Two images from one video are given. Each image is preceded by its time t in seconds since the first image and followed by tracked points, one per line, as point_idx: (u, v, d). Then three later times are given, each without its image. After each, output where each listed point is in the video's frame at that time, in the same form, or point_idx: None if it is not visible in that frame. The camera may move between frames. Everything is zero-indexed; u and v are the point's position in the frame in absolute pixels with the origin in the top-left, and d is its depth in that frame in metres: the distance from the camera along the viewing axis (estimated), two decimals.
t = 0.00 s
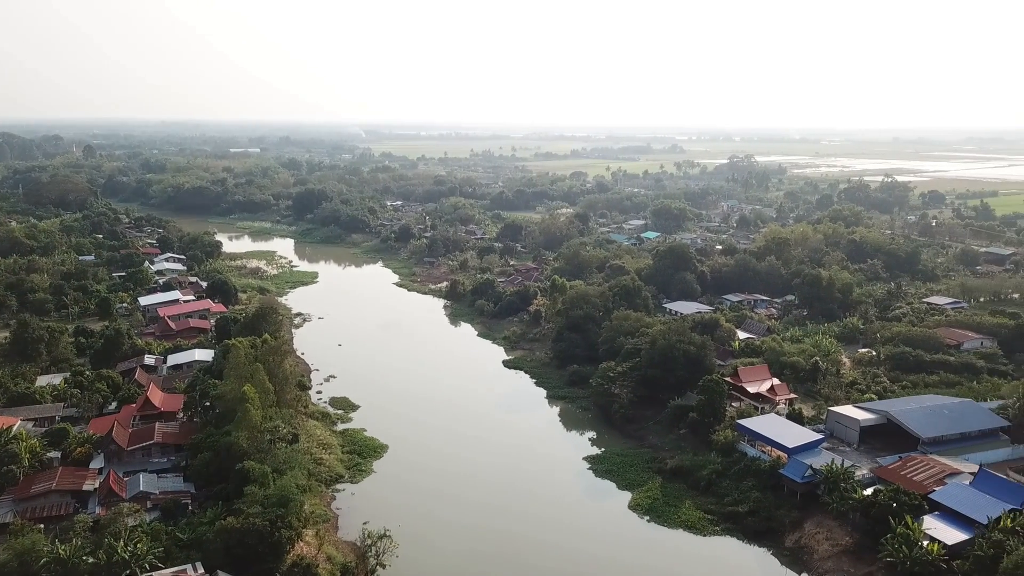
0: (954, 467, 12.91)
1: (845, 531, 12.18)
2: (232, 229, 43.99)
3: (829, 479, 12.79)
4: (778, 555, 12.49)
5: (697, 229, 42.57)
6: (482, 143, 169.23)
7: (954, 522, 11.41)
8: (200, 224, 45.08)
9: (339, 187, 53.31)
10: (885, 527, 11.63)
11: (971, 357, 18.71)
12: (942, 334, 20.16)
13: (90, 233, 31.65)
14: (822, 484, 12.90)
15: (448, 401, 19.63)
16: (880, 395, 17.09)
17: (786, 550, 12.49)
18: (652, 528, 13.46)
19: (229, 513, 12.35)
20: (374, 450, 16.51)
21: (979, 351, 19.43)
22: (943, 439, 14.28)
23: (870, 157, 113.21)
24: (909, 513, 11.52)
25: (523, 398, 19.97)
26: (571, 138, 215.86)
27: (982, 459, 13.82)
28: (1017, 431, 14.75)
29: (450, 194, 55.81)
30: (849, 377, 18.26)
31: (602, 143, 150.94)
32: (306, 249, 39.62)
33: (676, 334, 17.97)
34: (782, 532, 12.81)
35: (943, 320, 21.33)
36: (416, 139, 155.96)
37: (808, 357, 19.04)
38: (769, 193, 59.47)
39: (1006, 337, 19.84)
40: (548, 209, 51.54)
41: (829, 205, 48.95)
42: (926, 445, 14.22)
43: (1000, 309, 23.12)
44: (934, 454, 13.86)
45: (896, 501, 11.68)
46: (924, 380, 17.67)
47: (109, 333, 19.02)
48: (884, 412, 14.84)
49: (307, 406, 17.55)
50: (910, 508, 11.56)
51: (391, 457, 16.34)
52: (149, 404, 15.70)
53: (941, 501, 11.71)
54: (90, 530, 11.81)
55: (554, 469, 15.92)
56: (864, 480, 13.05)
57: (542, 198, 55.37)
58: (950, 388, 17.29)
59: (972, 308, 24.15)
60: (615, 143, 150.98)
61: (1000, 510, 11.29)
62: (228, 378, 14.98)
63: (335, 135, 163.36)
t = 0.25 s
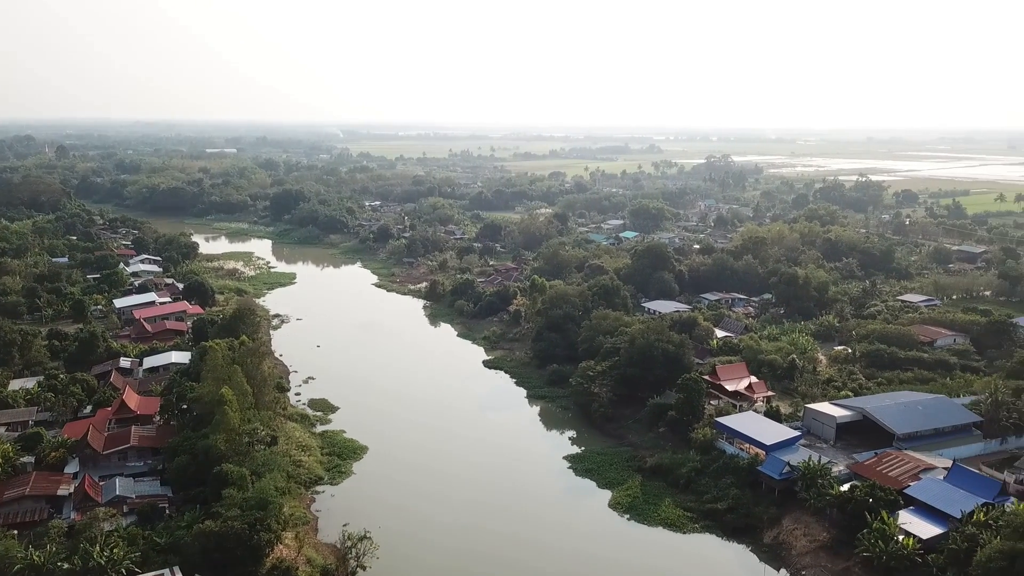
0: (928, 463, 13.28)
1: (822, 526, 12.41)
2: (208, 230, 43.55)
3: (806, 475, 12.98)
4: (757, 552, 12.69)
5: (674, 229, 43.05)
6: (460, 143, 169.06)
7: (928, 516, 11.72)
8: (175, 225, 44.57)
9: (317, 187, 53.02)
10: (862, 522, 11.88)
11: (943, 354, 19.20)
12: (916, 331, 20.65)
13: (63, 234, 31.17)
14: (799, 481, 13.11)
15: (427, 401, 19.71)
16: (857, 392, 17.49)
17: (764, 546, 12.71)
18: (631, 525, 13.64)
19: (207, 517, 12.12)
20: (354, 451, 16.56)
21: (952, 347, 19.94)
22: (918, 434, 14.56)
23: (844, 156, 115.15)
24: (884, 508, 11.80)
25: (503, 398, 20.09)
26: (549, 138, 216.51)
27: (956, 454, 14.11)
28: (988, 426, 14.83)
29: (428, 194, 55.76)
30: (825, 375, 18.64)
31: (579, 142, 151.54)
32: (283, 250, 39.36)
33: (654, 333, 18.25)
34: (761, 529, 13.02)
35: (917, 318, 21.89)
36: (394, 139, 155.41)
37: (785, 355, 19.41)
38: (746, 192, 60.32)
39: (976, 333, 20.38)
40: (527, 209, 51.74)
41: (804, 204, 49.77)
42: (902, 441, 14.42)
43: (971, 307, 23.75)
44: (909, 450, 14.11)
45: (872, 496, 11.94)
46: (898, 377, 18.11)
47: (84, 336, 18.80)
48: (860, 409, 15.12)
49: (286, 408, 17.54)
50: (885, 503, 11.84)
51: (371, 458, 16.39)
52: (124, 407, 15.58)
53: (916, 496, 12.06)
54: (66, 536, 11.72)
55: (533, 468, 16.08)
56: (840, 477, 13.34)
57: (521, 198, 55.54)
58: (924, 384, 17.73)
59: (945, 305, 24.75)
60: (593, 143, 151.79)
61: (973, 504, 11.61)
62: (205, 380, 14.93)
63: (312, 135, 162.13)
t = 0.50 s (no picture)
0: (903, 458, 13.48)
1: (799, 522, 12.67)
2: (183, 231, 43.06)
3: (784, 471, 13.19)
4: (736, 548, 12.87)
5: (653, 228, 43.51)
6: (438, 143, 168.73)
7: (904, 512, 11.99)
8: (150, 226, 43.98)
9: (295, 188, 52.67)
10: (839, 518, 12.17)
11: (917, 351, 19.69)
12: (891, 329, 21.13)
13: (34, 236, 30.65)
14: (777, 477, 13.32)
15: (407, 402, 19.77)
16: (832, 389, 17.88)
17: (743, 543, 12.89)
18: (611, 524, 13.76)
19: (184, 521, 12.12)
20: (333, 453, 16.56)
21: (925, 345, 20.45)
22: (893, 430, 14.95)
23: (818, 156, 117.15)
24: (860, 504, 12.15)
25: (482, 399, 20.19)
26: (528, 137, 217.06)
27: (929, 450, 14.48)
28: (962, 422, 15.22)
29: (407, 194, 55.67)
30: (801, 373, 19.01)
31: (557, 142, 152.17)
32: (261, 251, 39.06)
33: (633, 332, 18.48)
34: (739, 526, 13.21)
35: (891, 316, 22.42)
36: (372, 139, 154.67)
37: (762, 354, 19.76)
38: (723, 192, 61.11)
39: (949, 331, 20.91)
40: (506, 209, 51.92)
41: (780, 204, 50.59)
42: (877, 436, 14.85)
43: (943, 304, 24.37)
44: (884, 446, 14.50)
45: (849, 492, 12.27)
46: (873, 374, 18.55)
47: (57, 339, 18.55)
48: (837, 406, 15.49)
49: (264, 410, 17.49)
50: (861, 499, 12.21)
51: (350, 460, 16.41)
52: (99, 411, 15.43)
53: (891, 492, 12.31)
54: (40, 542, 11.61)
55: (512, 467, 16.22)
56: (818, 473, 13.54)
57: (500, 198, 55.71)
58: (898, 381, 18.17)
59: (918, 303, 25.35)
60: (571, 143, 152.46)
61: (946, 499, 11.88)
62: (182, 383, 14.85)
63: (289, 134, 160.72)
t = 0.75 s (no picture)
0: (878, 454, 13.88)
1: (776, 519, 12.85)
2: (158, 232, 42.57)
3: (761, 468, 13.47)
4: (714, 544, 13.05)
5: (631, 228, 43.94)
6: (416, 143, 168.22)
7: (879, 507, 12.26)
8: (124, 228, 43.40)
9: (271, 188, 52.29)
10: (816, 513, 12.38)
11: (891, 348, 20.15)
12: (866, 326, 21.61)
13: (4, 238, 30.14)
14: (755, 474, 13.57)
15: (386, 403, 19.83)
16: (809, 386, 18.26)
17: (722, 539, 13.06)
18: (591, 523, 13.90)
19: (161, 525, 12.04)
20: (312, 455, 16.57)
21: (899, 342, 20.94)
22: (868, 427, 15.39)
23: (794, 156, 118.98)
24: (836, 499, 12.29)
25: (462, 399, 20.28)
26: (507, 137, 217.25)
27: (903, 445, 14.84)
28: (935, 418, 15.67)
29: (385, 194, 55.55)
30: (778, 370, 19.37)
31: (536, 142, 152.67)
32: (237, 252, 38.75)
33: (611, 331, 18.73)
34: (718, 523, 13.40)
35: (866, 314, 22.92)
36: (349, 139, 153.78)
37: (739, 352, 20.10)
38: (700, 191, 61.84)
39: (922, 328, 21.43)
40: (485, 209, 52.04)
41: (756, 203, 51.36)
42: (852, 432, 15.36)
43: (917, 302, 24.95)
44: (859, 442, 14.95)
45: (825, 488, 12.45)
46: (848, 371, 18.99)
47: (29, 342, 18.31)
48: (813, 404, 15.88)
49: (241, 413, 17.44)
50: (839, 494, 12.34)
51: (329, 461, 16.44)
52: (73, 415, 15.29)
53: (867, 488, 12.56)
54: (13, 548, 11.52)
55: (491, 467, 16.37)
56: (794, 469, 13.81)
57: (479, 198, 55.81)
58: (873, 378, 18.61)
59: (891, 300, 25.95)
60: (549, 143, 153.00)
61: (920, 493, 12.21)
62: (158, 386, 14.77)
63: (265, 134, 159.18)
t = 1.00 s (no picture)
0: (853, 450, 14.20)
1: (754, 515, 13.06)
2: (132, 233, 42.03)
3: (739, 465, 13.77)
4: (693, 541, 13.24)
5: (608, 227, 44.37)
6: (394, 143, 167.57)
7: (854, 502, 12.52)
8: (97, 229, 42.77)
9: (247, 188, 51.85)
10: (793, 509, 12.59)
11: (865, 345, 20.65)
12: (840, 324, 22.11)
13: None
14: (732, 471, 13.85)
15: (364, 404, 19.87)
16: (785, 383, 18.65)
17: (700, 536, 13.25)
18: (571, 521, 14.07)
19: (136, 529, 12.01)
20: (290, 457, 16.57)
21: (872, 339, 21.48)
22: (844, 423, 15.76)
23: (769, 155, 120.73)
24: (813, 495, 12.58)
25: (441, 399, 20.38)
26: (486, 136, 217.27)
27: (877, 441, 15.21)
28: (909, 413, 16.10)
29: (362, 194, 55.37)
30: (754, 368, 19.75)
31: (514, 142, 153.00)
32: (213, 253, 38.39)
33: (589, 330, 19.00)
34: (696, 520, 13.59)
35: (840, 311, 23.45)
36: (326, 139, 152.72)
37: (716, 350, 20.46)
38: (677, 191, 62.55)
39: (896, 325, 21.98)
40: (463, 209, 52.14)
41: (732, 202, 52.13)
42: (828, 429, 15.71)
43: (890, 299, 25.58)
44: (835, 438, 15.31)
45: (801, 484, 12.74)
46: (823, 368, 19.46)
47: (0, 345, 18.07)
48: (790, 401, 16.24)
49: (218, 415, 17.37)
50: (814, 490, 12.63)
51: (307, 463, 16.45)
52: (46, 419, 15.16)
53: (843, 483, 12.84)
54: None
55: (469, 466, 16.52)
56: (771, 466, 14.10)
57: (457, 198, 55.87)
58: (848, 374, 19.07)
59: (866, 298, 26.56)
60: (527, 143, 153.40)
61: (894, 489, 12.50)
62: (133, 389, 14.69)
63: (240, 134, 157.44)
